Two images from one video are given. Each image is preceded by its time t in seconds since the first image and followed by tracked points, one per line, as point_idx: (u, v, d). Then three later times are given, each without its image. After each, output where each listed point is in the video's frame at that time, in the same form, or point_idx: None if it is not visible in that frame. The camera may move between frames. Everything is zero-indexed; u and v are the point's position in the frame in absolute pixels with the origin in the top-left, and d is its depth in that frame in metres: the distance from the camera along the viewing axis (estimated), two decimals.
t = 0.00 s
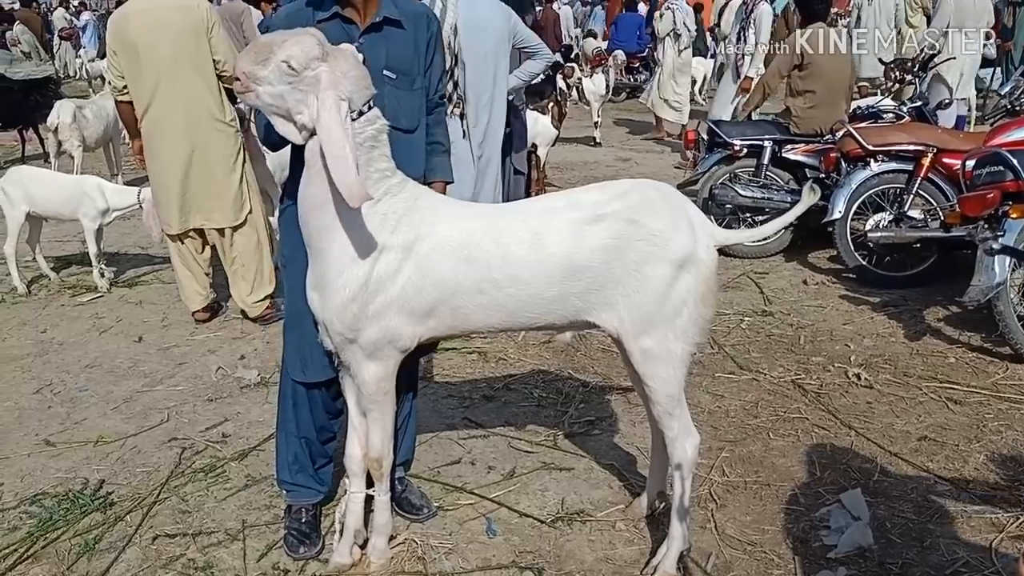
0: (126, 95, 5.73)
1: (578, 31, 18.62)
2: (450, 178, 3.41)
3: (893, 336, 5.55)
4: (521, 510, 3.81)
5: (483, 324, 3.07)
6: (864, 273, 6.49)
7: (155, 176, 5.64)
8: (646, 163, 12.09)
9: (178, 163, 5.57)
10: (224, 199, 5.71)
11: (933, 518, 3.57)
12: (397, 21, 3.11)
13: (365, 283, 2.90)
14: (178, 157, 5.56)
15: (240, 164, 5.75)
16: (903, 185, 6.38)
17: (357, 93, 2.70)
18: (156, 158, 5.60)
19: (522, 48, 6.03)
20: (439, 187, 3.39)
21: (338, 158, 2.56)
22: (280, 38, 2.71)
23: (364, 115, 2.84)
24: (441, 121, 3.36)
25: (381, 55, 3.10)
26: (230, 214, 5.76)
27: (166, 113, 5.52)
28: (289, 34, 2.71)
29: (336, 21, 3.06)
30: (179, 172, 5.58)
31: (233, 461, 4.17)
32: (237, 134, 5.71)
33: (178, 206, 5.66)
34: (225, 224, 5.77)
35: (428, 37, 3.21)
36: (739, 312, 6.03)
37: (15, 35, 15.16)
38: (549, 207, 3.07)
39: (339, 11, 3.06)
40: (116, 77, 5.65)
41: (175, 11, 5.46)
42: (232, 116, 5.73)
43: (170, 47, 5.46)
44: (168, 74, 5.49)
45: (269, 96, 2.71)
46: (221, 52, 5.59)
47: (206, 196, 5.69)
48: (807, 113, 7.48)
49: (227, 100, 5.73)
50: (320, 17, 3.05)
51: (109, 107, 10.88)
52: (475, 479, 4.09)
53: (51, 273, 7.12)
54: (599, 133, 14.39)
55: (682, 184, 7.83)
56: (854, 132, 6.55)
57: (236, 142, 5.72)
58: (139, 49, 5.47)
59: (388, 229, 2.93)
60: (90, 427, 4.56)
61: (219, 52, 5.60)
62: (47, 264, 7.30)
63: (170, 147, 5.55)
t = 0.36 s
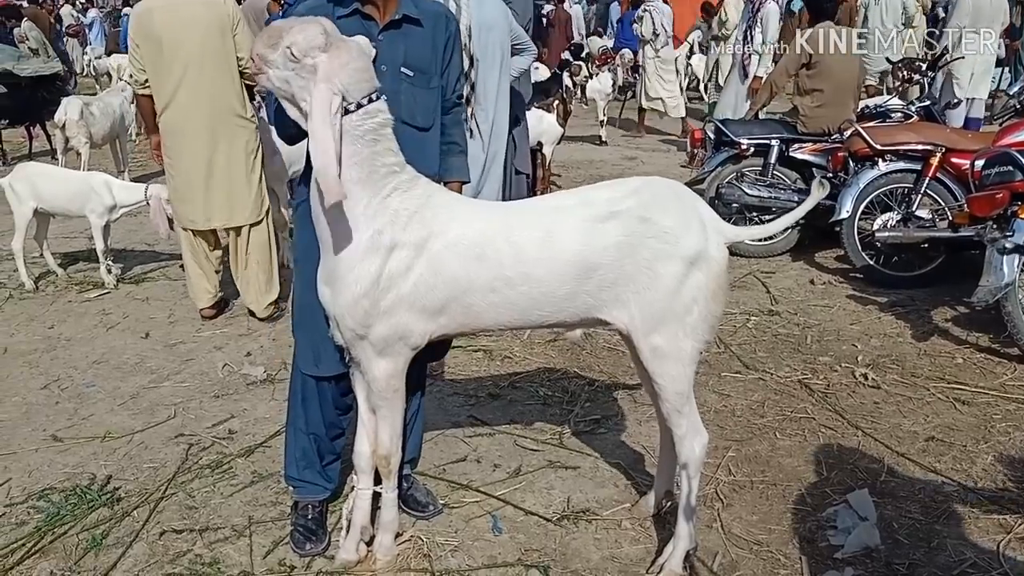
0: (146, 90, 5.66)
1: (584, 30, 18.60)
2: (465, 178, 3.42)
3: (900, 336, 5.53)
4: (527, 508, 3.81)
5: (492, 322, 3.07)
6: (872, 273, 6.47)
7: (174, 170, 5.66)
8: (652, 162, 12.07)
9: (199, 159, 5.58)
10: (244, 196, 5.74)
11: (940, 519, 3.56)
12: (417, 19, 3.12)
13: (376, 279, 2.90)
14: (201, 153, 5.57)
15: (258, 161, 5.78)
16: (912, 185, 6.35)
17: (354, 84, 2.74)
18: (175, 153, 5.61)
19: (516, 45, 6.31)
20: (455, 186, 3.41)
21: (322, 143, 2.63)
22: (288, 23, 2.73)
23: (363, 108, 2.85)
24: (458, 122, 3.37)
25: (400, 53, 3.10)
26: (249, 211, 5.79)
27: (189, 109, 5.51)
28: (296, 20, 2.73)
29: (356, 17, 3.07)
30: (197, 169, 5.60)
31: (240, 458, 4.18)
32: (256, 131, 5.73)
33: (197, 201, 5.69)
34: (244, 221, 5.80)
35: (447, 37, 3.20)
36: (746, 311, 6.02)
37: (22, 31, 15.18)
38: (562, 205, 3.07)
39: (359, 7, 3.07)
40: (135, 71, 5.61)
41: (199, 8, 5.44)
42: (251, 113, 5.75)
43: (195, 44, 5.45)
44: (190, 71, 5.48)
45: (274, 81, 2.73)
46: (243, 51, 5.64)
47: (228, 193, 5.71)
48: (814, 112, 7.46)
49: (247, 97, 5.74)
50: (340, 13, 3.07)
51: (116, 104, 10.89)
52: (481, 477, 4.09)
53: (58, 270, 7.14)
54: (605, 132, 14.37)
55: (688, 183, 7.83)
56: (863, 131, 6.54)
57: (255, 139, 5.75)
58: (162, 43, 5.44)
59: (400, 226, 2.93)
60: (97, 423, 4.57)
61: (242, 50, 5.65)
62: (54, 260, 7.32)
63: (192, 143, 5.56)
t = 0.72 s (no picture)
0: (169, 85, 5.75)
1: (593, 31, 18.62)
2: (474, 179, 3.45)
3: (910, 339, 5.51)
4: (534, 509, 3.80)
5: (494, 324, 3.06)
6: (881, 276, 6.45)
7: (193, 167, 5.69)
8: (660, 164, 12.05)
9: (223, 157, 5.60)
10: (264, 196, 5.76)
11: (949, 523, 3.54)
12: (431, 21, 3.11)
13: (379, 278, 2.89)
14: (224, 151, 5.58)
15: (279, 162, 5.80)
16: (922, 187, 6.32)
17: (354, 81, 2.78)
18: (197, 150, 5.63)
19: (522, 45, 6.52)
20: (465, 186, 3.43)
21: (283, 129, 2.76)
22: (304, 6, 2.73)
23: (363, 105, 2.88)
24: (468, 123, 3.38)
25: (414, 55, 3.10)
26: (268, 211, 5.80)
27: (214, 107, 5.52)
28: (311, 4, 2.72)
29: (371, 19, 3.05)
30: (220, 166, 5.62)
31: (247, 457, 4.19)
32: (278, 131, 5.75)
33: (213, 199, 5.71)
34: (262, 221, 5.82)
35: (459, 39, 3.21)
36: (754, 313, 6.00)
37: (33, 30, 15.23)
38: (568, 207, 3.06)
39: (374, 9, 3.04)
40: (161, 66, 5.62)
41: (227, 9, 5.43)
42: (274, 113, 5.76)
43: (224, 43, 5.45)
44: (215, 70, 5.49)
45: (279, 59, 2.72)
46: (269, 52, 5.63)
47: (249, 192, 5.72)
48: (824, 113, 7.46)
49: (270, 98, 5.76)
50: (355, 14, 3.03)
51: (126, 103, 10.93)
52: (489, 477, 4.08)
53: (67, 268, 7.16)
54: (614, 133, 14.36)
55: (696, 184, 7.79)
56: (873, 132, 6.51)
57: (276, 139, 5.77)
58: (190, 40, 5.44)
59: (403, 225, 2.93)
60: (106, 421, 4.58)
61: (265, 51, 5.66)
62: (64, 259, 7.35)
63: (215, 141, 5.57)
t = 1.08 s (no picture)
0: (194, 88, 5.76)
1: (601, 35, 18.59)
2: (480, 184, 3.45)
3: (922, 348, 5.48)
4: (544, 516, 3.80)
5: (494, 331, 3.06)
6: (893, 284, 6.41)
7: (212, 170, 5.70)
8: (671, 170, 12.04)
9: (246, 162, 5.61)
10: (284, 202, 5.76)
11: (963, 533, 3.52)
12: (442, 29, 3.13)
13: (377, 283, 2.92)
14: (247, 156, 5.60)
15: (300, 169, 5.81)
16: (935, 196, 6.30)
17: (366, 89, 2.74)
18: (219, 154, 5.63)
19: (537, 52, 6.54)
20: (471, 192, 3.42)
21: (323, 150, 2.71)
22: (328, 2, 2.68)
23: (368, 112, 2.86)
24: (474, 129, 3.38)
25: (425, 62, 3.11)
26: (288, 218, 5.81)
27: (239, 112, 5.54)
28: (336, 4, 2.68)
29: (384, 27, 3.04)
30: (241, 171, 5.62)
31: (258, 462, 4.20)
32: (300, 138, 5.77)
33: (232, 203, 5.72)
34: (281, 228, 5.82)
35: (467, 47, 3.22)
36: (765, 321, 5.99)
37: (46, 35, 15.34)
38: (568, 216, 3.06)
39: (386, 16, 3.04)
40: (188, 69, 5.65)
41: (259, 16, 5.45)
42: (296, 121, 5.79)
43: (253, 49, 5.48)
44: (242, 75, 5.51)
45: (292, 46, 2.65)
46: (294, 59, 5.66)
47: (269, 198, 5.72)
48: (836, 121, 7.39)
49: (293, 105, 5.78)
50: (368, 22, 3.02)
51: (138, 108, 10.99)
52: (499, 484, 4.08)
53: (80, 273, 7.20)
54: (624, 139, 14.36)
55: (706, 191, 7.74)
56: (886, 140, 6.50)
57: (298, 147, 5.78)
58: (219, 44, 5.48)
59: (402, 231, 2.95)
60: (118, 425, 4.60)
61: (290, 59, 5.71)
62: (76, 263, 7.39)
63: (239, 145, 5.58)
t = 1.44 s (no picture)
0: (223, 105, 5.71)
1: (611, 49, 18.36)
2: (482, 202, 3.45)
3: (938, 365, 5.44)
4: (557, 532, 3.78)
5: (497, 348, 3.06)
6: (909, 301, 6.37)
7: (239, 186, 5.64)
8: (684, 186, 12.04)
9: (277, 179, 5.55)
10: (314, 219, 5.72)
11: (980, 552, 3.48)
12: (441, 46, 3.16)
13: (378, 299, 2.92)
14: (279, 173, 5.55)
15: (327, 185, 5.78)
16: (950, 212, 6.29)
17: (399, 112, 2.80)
18: (249, 171, 5.56)
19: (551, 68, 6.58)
20: (473, 209, 3.42)
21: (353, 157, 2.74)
22: (377, 22, 2.72)
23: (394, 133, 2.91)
24: (474, 145, 3.39)
25: (425, 79, 3.14)
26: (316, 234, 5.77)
27: (271, 128, 5.49)
28: (384, 24, 2.71)
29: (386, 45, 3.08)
30: (272, 188, 5.56)
31: (271, 476, 4.20)
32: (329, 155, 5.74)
33: (260, 221, 5.66)
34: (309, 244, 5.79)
35: (466, 64, 3.26)
36: (779, 337, 5.96)
37: (64, 51, 15.51)
38: (572, 235, 3.06)
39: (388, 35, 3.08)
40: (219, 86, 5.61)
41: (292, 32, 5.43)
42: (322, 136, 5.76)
43: (285, 65, 5.44)
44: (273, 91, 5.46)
45: (334, 58, 2.67)
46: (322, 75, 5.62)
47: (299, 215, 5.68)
48: (850, 137, 7.41)
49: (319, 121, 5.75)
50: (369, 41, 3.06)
51: (154, 123, 11.08)
52: (511, 500, 4.07)
53: (95, 286, 7.25)
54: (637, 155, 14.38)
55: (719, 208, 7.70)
56: (901, 156, 6.48)
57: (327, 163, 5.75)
58: (252, 61, 5.44)
59: (404, 247, 2.94)
60: (132, 438, 4.61)
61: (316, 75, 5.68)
62: (92, 277, 7.44)
63: (271, 162, 5.54)
